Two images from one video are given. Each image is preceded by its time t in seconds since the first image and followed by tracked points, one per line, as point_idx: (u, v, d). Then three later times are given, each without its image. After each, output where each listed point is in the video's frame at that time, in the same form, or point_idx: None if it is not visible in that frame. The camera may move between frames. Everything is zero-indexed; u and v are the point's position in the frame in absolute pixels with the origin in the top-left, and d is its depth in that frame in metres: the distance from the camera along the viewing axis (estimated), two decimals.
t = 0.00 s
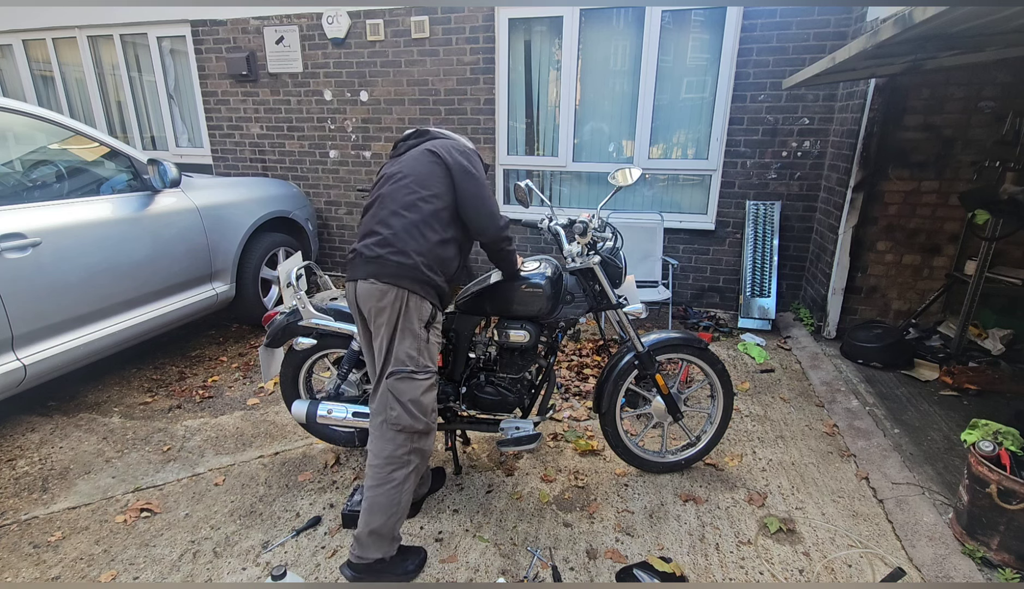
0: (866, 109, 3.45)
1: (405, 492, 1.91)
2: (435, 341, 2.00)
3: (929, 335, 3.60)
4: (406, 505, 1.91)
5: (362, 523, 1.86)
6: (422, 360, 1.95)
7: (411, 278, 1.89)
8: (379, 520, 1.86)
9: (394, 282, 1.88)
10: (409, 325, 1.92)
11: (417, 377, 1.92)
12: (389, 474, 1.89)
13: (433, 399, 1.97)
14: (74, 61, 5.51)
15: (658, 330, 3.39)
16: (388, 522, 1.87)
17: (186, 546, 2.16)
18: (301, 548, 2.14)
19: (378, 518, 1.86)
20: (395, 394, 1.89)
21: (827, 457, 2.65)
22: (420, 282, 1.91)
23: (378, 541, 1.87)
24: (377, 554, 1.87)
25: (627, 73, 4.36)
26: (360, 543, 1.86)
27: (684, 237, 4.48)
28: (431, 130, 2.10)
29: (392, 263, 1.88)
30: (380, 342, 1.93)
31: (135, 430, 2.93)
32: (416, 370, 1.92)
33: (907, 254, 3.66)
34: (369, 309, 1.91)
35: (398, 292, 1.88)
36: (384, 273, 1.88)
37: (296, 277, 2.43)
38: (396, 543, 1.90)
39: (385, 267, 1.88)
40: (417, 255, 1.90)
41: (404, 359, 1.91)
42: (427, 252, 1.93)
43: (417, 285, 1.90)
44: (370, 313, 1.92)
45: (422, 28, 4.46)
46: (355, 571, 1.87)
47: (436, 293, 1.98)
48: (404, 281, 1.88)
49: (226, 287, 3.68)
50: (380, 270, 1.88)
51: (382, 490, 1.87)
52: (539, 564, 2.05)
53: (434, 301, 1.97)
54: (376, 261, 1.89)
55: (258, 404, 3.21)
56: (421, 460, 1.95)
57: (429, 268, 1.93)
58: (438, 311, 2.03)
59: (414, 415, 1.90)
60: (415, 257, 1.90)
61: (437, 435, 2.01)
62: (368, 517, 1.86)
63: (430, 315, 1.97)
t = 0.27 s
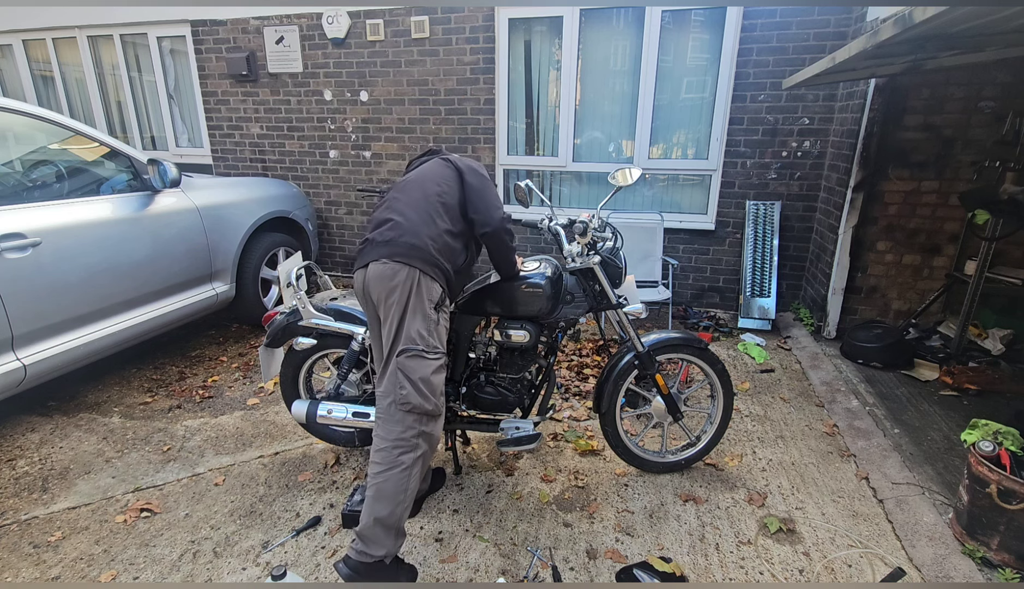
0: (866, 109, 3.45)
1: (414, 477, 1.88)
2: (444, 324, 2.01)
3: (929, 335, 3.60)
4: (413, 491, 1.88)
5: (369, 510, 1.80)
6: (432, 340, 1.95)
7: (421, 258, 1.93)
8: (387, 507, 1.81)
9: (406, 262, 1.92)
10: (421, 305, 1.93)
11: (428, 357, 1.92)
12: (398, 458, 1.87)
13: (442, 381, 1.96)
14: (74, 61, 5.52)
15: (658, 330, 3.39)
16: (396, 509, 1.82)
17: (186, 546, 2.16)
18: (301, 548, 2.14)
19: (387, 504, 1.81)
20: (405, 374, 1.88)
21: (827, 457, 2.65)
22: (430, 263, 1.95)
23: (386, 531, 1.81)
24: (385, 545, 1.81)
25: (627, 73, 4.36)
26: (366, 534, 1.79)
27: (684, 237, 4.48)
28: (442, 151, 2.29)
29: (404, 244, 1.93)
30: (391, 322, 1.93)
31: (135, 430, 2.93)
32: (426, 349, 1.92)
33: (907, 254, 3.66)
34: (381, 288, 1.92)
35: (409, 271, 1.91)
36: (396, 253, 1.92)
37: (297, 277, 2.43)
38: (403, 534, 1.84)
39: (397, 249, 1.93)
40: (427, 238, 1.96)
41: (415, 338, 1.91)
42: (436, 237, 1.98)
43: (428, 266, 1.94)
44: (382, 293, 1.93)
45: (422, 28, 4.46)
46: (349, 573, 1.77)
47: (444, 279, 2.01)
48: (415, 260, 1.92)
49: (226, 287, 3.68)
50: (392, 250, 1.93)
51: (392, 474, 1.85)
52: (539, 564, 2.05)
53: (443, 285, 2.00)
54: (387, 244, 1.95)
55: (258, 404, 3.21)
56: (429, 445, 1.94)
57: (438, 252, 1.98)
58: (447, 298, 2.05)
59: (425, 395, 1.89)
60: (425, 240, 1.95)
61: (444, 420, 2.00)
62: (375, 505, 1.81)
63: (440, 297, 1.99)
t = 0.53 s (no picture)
0: (866, 109, 3.45)
1: (416, 464, 1.86)
2: (447, 311, 2.03)
3: (929, 335, 3.60)
4: (415, 479, 1.86)
5: (370, 497, 1.78)
6: (436, 325, 1.96)
7: (426, 246, 1.97)
8: (388, 493, 1.79)
9: (409, 248, 1.95)
10: (423, 290, 1.95)
11: (431, 341, 1.93)
12: (400, 443, 1.85)
13: (446, 367, 1.97)
14: (74, 60, 5.52)
15: (658, 330, 3.39)
16: (398, 496, 1.80)
17: (187, 546, 2.16)
18: (301, 548, 2.14)
19: (388, 490, 1.79)
20: (408, 358, 1.89)
21: (827, 457, 2.65)
22: (434, 251, 1.98)
23: (386, 519, 1.78)
24: (386, 534, 1.77)
25: (627, 73, 4.36)
26: (366, 523, 1.77)
27: (684, 237, 4.48)
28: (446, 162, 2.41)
29: (409, 233, 1.98)
30: (395, 307, 1.95)
31: (135, 430, 2.93)
32: (429, 333, 1.93)
33: (907, 254, 3.66)
34: (385, 275, 1.95)
35: (414, 258, 1.94)
36: (401, 242, 1.96)
37: (297, 277, 2.43)
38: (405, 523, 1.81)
39: (402, 238, 1.97)
40: (431, 228, 2.00)
41: (419, 322, 1.92)
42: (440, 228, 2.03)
43: (432, 253, 1.97)
44: (386, 279, 1.95)
45: (422, 28, 4.47)
46: (345, 570, 1.73)
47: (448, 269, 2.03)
48: (419, 246, 1.95)
49: (226, 287, 3.68)
50: (396, 239, 1.97)
51: (393, 459, 1.83)
52: (539, 564, 2.05)
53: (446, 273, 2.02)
54: (392, 234, 1.99)
55: (258, 404, 3.21)
56: (431, 431, 1.92)
57: (442, 241, 2.01)
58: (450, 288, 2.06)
59: (428, 379, 1.90)
60: (430, 230, 2.00)
61: (447, 409, 2.00)
62: (377, 491, 1.79)
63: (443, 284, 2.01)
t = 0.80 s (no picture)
0: (866, 109, 3.45)
1: (407, 456, 1.82)
2: (446, 305, 2.01)
3: (929, 335, 3.60)
4: (404, 472, 1.81)
5: (357, 487, 1.74)
6: (433, 318, 1.95)
7: (424, 241, 1.99)
8: (376, 484, 1.75)
9: (408, 243, 1.98)
10: (421, 282, 1.95)
11: (427, 334, 1.92)
12: (391, 434, 1.82)
13: (441, 360, 1.94)
14: (74, 61, 5.52)
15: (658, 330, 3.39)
16: (385, 488, 1.76)
17: (187, 546, 2.16)
18: (301, 548, 2.14)
19: (376, 481, 1.75)
20: (403, 348, 1.88)
21: (827, 457, 2.65)
22: (433, 246, 1.99)
23: (373, 512, 1.73)
24: (371, 526, 1.72)
25: (627, 73, 4.36)
26: (352, 514, 1.72)
27: (684, 237, 4.48)
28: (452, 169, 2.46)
29: (409, 229, 2.01)
30: (393, 299, 1.96)
31: (135, 430, 2.93)
32: (425, 325, 1.92)
33: (907, 254, 3.66)
34: (385, 268, 1.98)
35: (412, 252, 1.97)
36: (400, 237, 1.99)
37: (297, 277, 2.43)
38: (392, 517, 1.76)
39: (402, 234, 2.01)
40: (431, 224, 2.03)
41: (415, 313, 1.92)
42: (440, 224, 2.05)
43: (430, 247, 1.98)
44: (386, 272, 1.98)
45: (422, 28, 4.47)
46: (327, 566, 1.67)
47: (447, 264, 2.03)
48: (417, 242, 1.98)
49: (226, 287, 3.68)
50: (396, 236, 2.01)
51: (382, 450, 1.80)
52: (539, 564, 2.05)
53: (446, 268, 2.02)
54: (393, 232, 2.03)
55: (258, 403, 3.21)
56: (424, 425, 1.88)
57: (442, 237, 2.03)
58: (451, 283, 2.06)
59: (421, 370, 1.88)
60: (429, 226, 2.02)
61: (442, 404, 1.96)
62: (364, 481, 1.75)
63: (443, 278, 2.01)
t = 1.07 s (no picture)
0: (866, 109, 3.45)
1: (397, 455, 1.82)
2: (443, 305, 2.01)
3: (929, 335, 3.60)
4: (395, 470, 1.80)
5: (348, 485, 1.75)
6: (427, 317, 1.95)
7: (423, 239, 1.99)
8: (367, 482, 1.75)
9: (407, 242, 1.98)
10: (418, 281, 1.95)
11: (421, 332, 1.91)
12: (381, 432, 1.82)
13: (435, 359, 1.94)
14: (74, 60, 5.52)
15: (658, 330, 3.39)
16: (375, 486, 1.76)
17: (187, 546, 2.16)
18: (301, 548, 2.14)
19: (366, 479, 1.76)
20: (396, 346, 1.88)
21: (827, 457, 2.65)
22: (431, 244, 1.99)
23: (363, 510, 1.73)
24: (361, 525, 1.72)
25: (627, 73, 4.36)
26: (342, 512, 1.73)
27: (684, 237, 4.48)
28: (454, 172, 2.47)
29: (408, 227, 2.01)
30: (389, 298, 1.96)
31: (135, 430, 2.93)
32: (419, 324, 1.92)
33: (907, 254, 3.66)
34: (383, 267, 1.98)
35: (410, 250, 1.97)
36: (399, 236, 2.00)
37: (297, 277, 2.43)
38: (383, 516, 1.75)
39: (401, 232, 2.01)
40: (430, 223, 2.03)
41: (409, 312, 1.91)
42: (440, 224, 2.05)
43: (429, 246, 1.98)
44: (383, 271, 1.98)
45: (422, 28, 4.47)
46: (318, 565, 1.67)
47: (445, 264, 2.02)
48: (416, 241, 1.98)
49: (226, 287, 3.68)
50: (395, 235, 2.01)
51: (373, 448, 1.79)
52: (539, 564, 2.05)
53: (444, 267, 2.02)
54: (392, 231, 2.03)
55: (258, 404, 3.21)
56: (415, 423, 1.88)
57: (441, 236, 2.03)
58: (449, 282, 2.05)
59: (414, 369, 1.87)
60: (428, 225, 2.02)
61: (436, 403, 1.95)
62: (355, 480, 1.75)
63: (440, 277, 2.00)
